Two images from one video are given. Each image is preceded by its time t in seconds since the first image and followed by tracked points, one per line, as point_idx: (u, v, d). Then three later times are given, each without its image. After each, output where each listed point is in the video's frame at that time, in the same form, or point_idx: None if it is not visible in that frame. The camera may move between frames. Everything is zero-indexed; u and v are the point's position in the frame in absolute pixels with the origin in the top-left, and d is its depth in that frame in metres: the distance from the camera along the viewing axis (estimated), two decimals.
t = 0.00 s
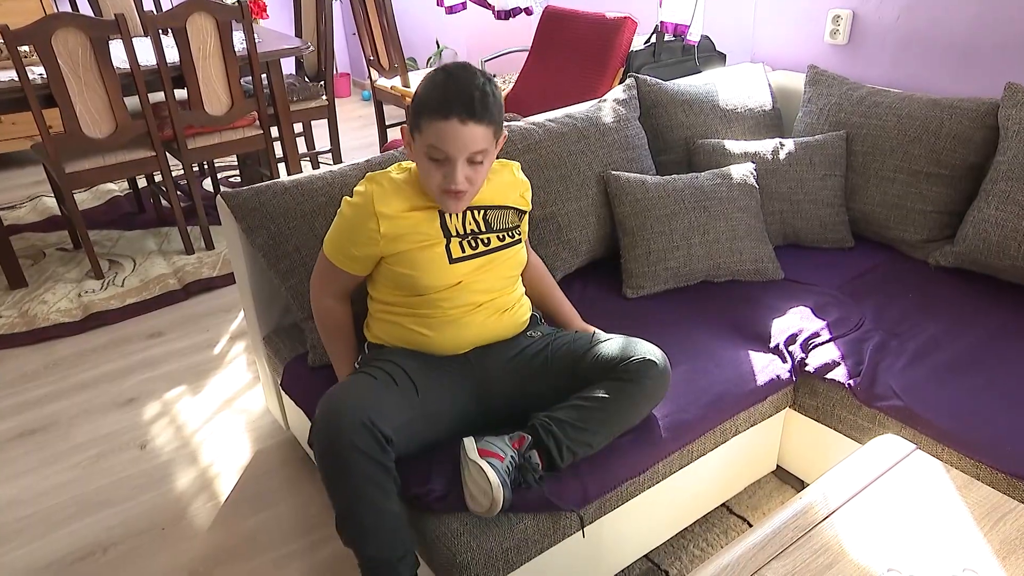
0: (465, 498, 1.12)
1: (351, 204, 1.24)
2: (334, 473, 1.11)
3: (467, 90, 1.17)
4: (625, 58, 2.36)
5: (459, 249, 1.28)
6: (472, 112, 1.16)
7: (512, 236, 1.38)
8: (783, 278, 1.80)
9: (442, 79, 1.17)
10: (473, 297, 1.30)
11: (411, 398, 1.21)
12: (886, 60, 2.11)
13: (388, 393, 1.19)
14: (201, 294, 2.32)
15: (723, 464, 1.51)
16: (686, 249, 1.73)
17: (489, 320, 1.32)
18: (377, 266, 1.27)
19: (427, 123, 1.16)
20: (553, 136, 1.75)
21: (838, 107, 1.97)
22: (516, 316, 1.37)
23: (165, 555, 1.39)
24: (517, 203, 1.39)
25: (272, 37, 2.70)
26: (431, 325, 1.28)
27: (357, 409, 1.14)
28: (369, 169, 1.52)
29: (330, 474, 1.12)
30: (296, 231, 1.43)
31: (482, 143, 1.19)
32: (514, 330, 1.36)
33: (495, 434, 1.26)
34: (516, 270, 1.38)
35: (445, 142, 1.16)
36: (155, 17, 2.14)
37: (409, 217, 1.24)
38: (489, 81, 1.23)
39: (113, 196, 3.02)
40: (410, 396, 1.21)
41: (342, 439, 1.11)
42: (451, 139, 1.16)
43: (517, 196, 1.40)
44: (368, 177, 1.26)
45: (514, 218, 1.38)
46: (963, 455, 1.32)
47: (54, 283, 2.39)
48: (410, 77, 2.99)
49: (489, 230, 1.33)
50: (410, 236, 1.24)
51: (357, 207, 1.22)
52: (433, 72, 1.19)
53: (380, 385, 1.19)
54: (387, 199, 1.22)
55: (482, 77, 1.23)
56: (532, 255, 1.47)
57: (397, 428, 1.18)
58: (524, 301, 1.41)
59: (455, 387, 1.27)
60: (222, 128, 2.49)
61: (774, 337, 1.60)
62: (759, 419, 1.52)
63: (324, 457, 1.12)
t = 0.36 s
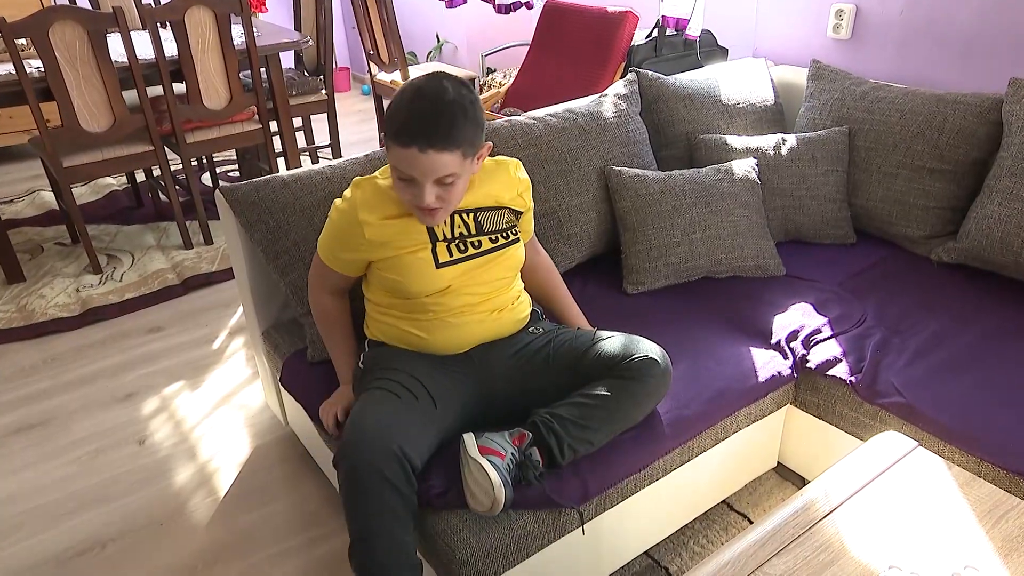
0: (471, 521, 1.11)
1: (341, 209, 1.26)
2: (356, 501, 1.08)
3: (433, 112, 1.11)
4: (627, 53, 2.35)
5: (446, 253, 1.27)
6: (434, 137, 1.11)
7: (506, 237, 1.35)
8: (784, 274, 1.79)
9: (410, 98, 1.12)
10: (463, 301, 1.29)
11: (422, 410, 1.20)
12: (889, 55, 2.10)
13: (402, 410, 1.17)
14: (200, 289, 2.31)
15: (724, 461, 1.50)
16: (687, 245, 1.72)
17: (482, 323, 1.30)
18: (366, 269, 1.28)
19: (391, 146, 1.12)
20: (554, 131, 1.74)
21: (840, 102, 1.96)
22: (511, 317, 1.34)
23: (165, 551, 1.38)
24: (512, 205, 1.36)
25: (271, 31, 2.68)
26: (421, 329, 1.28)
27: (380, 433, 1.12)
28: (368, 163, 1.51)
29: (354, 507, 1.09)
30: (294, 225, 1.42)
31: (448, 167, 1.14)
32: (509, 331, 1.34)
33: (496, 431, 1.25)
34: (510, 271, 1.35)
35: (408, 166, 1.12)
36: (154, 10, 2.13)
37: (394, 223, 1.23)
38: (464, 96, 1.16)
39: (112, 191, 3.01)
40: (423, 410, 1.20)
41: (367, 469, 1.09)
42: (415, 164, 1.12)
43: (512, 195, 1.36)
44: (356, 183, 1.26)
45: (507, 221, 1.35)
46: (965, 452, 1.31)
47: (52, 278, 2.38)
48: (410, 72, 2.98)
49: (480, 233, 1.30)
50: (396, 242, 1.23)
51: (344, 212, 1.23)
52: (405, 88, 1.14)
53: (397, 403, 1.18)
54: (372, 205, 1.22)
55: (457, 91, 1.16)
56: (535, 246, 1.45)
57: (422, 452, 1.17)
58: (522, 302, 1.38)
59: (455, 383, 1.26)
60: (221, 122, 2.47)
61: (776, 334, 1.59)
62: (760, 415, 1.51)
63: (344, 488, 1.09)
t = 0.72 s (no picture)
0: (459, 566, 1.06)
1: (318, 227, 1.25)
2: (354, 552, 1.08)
3: (376, 135, 1.05)
4: (628, 48, 2.33)
5: (422, 271, 1.23)
6: (377, 163, 1.05)
7: (488, 249, 1.29)
8: (786, 271, 1.78)
9: (357, 121, 1.07)
10: (442, 317, 1.25)
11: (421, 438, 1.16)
12: (892, 51, 2.08)
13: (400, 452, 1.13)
14: (199, 286, 2.30)
15: (724, 460, 1.50)
16: (688, 242, 1.71)
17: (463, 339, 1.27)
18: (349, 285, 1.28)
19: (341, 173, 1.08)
20: (554, 127, 1.73)
21: (843, 98, 1.95)
22: (495, 330, 1.30)
23: (163, 548, 1.38)
24: (495, 214, 1.30)
25: (270, 26, 2.67)
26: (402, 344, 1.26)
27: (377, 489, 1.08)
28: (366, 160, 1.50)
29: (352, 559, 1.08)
30: (292, 222, 1.41)
31: (399, 191, 1.08)
32: (496, 341, 1.31)
33: (497, 429, 1.25)
34: (493, 285, 1.30)
35: (358, 193, 1.08)
36: (152, 5, 2.11)
37: (367, 241, 1.20)
38: (413, 113, 1.09)
39: (110, 187, 3.00)
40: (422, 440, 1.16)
41: (365, 520, 1.07)
42: (363, 191, 1.07)
43: (495, 205, 1.30)
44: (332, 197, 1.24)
45: (489, 232, 1.29)
46: (967, 450, 1.31)
47: (50, 275, 2.38)
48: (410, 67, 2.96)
49: (459, 248, 1.26)
50: (370, 260, 1.21)
51: (319, 231, 1.22)
52: (354, 110, 1.08)
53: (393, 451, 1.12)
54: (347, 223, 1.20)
55: (406, 108, 1.09)
56: (540, 240, 1.41)
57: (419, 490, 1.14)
58: (512, 311, 1.33)
59: (453, 381, 1.26)
60: (219, 118, 2.46)
61: (777, 331, 1.58)
62: (761, 413, 1.50)
63: (343, 506, 1.09)
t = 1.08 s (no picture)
0: None
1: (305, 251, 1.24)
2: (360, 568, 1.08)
3: (341, 178, 1.03)
4: (633, 47, 2.32)
5: (408, 296, 1.22)
6: (344, 208, 1.03)
7: (477, 270, 1.27)
8: (792, 272, 1.77)
9: (323, 162, 1.05)
10: (431, 339, 1.24)
11: (422, 452, 1.15)
12: (900, 51, 2.07)
13: (401, 467, 1.12)
14: (202, 285, 2.30)
15: (729, 463, 1.49)
16: (694, 243, 1.70)
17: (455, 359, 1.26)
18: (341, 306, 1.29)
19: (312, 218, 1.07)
20: (559, 127, 1.72)
21: (850, 98, 1.93)
22: (488, 346, 1.28)
23: (165, 548, 1.38)
24: (483, 234, 1.27)
25: (274, 24, 2.66)
26: (393, 363, 1.26)
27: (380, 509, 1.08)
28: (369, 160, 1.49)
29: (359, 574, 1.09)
30: (295, 222, 1.40)
31: (372, 232, 1.06)
32: (488, 356, 1.29)
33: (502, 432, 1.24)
34: (483, 306, 1.28)
35: (333, 238, 1.07)
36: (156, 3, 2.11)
37: (351, 269, 1.20)
38: (380, 149, 1.06)
39: (113, 185, 3.00)
40: (423, 455, 1.14)
41: (368, 539, 1.07)
42: (337, 234, 1.06)
43: (484, 224, 1.27)
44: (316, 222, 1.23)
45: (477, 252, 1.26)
46: (975, 454, 1.29)
47: (53, 273, 2.37)
48: (415, 66, 2.95)
49: (447, 271, 1.24)
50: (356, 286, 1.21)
51: (305, 256, 1.22)
52: (321, 149, 1.06)
53: (394, 469, 1.11)
54: (331, 249, 1.20)
55: (371, 146, 1.06)
56: (540, 246, 1.37)
57: (422, 504, 1.13)
58: (507, 326, 1.31)
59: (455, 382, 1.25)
60: (223, 116, 2.45)
61: (783, 333, 1.57)
62: (767, 416, 1.49)
63: (344, 507, 1.08)
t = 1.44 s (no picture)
0: None
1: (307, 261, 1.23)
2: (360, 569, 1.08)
3: (346, 182, 1.01)
4: (640, 41, 2.30)
5: (410, 305, 1.21)
6: (354, 212, 1.01)
7: (480, 276, 1.25)
8: (800, 269, 1.75)
9: (322, 171, 1.03)
10: (434, 346, 1.23)
11: (425, 452, 1.14)
12: (910, 44, 2.04)
13: (405, 467, 1.11)
14: (206, 281, 2.30)
15: (737, 460, 1.47)
16: (700, 239, 1.68)
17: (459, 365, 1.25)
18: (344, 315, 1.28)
19: (319, 226, 1.05)
20: (565, 122, 1.70)
21: (859, 92, 1.91)
22: (491, 350, 1.27)
23: (170, 545, 1.37)
24: (486, 241, 1.25)
25: (278, 19, 2.65)
26: (396, 369, 1.26)
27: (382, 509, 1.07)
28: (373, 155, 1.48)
29: None
30: (299, 217, 1.39)
31: (384, 234, 1.05)
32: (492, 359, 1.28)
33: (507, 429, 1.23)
34: (487, 313, 1.27)
35: (343, 244, 1.05)
36: None
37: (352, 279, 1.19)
38: (378, 149, 1.04)
39: (117, 180, 3.00)
40: (426, 455, 1.14)
41: (371, 540, 1.06)
42: (347, 242, 1.05)
43: (485, 231, 1.25)
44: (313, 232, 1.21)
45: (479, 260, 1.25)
46: (986, 452, 1.28)
47: (57, 269, 2.38)
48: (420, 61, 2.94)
49: (449, 278, 1.22)
50: (357, 296, 1.20)
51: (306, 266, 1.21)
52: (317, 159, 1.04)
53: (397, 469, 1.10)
54: (331, 259, 1.18)
55: (371, 145, 1.04)
56: (540, 245, 1.35)
57: (424, 504, 1.13)
58: (511, 331, 1.30)
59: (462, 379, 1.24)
60: (227, 111, 2.45)
61: (791, 329, 1.55)
62: (775, 413, 1.48)
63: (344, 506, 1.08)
